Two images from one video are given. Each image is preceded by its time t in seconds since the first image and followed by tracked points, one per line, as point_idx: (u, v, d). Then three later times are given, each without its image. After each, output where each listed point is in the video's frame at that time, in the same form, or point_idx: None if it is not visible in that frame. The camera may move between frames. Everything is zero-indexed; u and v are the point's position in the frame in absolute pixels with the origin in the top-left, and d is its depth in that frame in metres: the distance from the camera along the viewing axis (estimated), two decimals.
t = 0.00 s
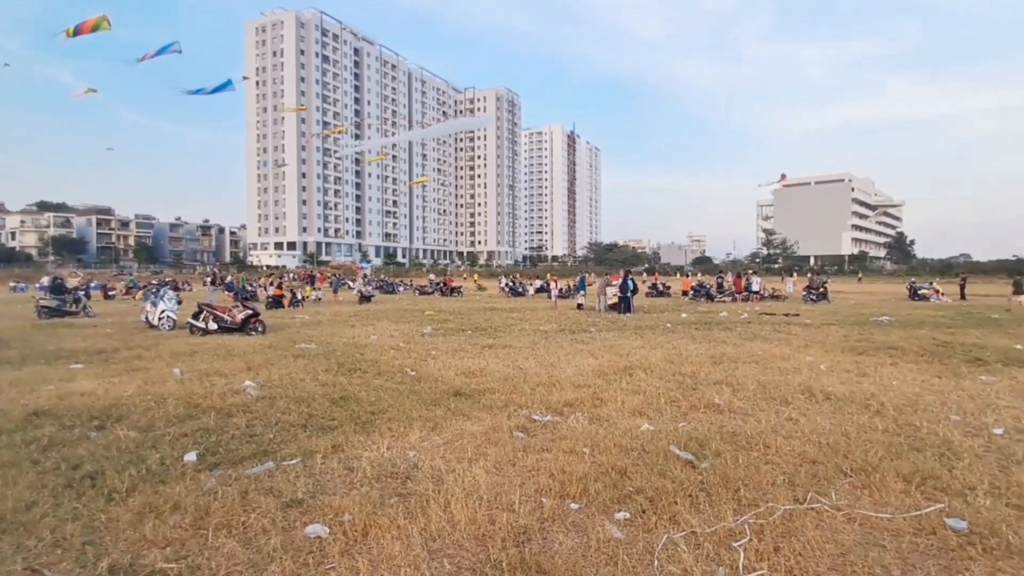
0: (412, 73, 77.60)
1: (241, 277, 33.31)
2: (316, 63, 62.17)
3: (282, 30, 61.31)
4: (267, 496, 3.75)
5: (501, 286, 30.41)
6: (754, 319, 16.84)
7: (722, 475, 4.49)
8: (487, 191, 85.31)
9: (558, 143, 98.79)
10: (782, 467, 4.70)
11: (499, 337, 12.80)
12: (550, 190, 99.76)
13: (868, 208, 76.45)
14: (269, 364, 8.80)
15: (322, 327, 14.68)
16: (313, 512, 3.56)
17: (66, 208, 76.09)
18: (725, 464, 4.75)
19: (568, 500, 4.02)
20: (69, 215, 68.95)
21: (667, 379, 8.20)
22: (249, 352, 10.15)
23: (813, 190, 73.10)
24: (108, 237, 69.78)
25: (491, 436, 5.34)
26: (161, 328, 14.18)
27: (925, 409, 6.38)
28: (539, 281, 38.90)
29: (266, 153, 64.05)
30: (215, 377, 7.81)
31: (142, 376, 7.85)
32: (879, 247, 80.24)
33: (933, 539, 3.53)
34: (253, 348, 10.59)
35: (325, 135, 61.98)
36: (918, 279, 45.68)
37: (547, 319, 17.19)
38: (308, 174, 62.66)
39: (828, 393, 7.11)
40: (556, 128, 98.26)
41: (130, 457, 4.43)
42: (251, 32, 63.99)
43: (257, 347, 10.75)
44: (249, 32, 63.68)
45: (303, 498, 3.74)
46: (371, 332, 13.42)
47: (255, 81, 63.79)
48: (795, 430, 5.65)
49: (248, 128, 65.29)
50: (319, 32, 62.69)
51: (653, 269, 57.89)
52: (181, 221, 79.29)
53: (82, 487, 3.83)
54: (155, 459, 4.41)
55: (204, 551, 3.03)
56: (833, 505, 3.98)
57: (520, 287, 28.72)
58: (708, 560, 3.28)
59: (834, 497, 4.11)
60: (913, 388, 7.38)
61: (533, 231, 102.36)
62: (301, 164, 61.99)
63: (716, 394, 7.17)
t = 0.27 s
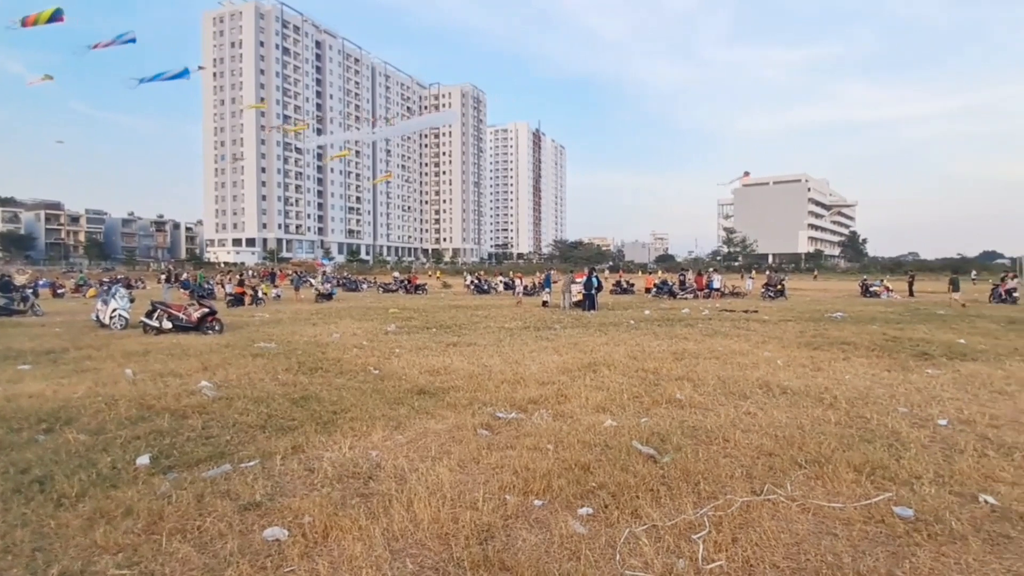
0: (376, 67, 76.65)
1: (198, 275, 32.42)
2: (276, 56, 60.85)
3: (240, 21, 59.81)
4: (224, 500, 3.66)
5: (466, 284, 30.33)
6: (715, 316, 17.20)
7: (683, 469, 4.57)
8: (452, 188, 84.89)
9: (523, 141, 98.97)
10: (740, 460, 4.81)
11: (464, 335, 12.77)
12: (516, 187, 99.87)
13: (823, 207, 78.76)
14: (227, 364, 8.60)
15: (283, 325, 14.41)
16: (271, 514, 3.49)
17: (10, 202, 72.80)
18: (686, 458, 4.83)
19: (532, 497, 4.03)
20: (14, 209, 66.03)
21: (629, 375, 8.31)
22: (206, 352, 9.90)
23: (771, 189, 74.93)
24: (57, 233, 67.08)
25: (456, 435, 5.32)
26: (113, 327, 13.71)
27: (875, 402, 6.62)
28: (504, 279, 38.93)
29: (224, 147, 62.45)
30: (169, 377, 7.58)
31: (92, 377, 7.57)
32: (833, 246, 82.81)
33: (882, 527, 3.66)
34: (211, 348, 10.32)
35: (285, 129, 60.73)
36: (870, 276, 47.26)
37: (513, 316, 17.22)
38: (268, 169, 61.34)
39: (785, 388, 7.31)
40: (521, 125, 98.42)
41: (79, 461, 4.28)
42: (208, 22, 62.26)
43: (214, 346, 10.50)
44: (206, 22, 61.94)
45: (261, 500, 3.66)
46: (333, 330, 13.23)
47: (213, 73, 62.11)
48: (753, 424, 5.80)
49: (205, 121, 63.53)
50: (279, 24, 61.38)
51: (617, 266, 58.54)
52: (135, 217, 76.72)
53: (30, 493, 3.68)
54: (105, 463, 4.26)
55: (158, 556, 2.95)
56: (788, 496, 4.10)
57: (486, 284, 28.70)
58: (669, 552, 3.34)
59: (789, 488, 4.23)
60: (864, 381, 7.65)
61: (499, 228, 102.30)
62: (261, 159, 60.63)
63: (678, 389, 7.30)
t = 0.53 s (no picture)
0: (341, 62, 75.57)
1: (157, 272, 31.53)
2: (237, 48, 59.47)
3: (200, 12, 58.29)
4: (184, 504, 3.58)
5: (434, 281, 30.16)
6: (680, 313, 17.46)
7: (647, 465, 4.63)
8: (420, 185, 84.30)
9: (491, 138, 98.88)
10: (703, 455, 4.90)
11: (431, 333, 12.70)
12: (484, 185, 99.70)
13: (784, 207, 80.68)
14: (187, 364, 8.38)
15: (245, 324, 14.11)
16: (231, 518, 3.43)
17: None
18: (650, 454, 4.90)
19: (498, 495, 4.04)
20: None
21: (596, 372, 8.38)
22: (163, 352, 9.63)
23: (734, 189, 76.44)
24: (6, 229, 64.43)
25: (422, 434, 5.29)
26: (66, 327, 13.24)
27: (833, 396, 6.82)
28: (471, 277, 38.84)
29: (183, 141, 60.80)
30: (125, 379, 7.35)
31: (43, 379, 7.28)
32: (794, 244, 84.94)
33: (837, 517, 3.78)
34: (169, 348, 10.04)
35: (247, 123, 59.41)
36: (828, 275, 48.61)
37: (480, 314, 17.18)
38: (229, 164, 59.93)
39: (746, 383, 7.47)
40: (489, 123, 98.26)
41: (31, 466, 4.12)
42: (166, 12, 60.50)
43: (172, 346, 10.23)
44: (164, 12, 60.19)
45: (220, 505, 3.58)
46: (297, 330, 13.01)
47: (172, 65, 60.40)
48: (715, 419, 5.91)
49: (163, 114, 61.72)
50: (241, 16, 59.98)
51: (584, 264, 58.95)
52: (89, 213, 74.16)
53: None
54: (59, 467, 4.12)
55: (115, 562, 2.87)
56: (749, 489, 4.19)
57: (454, 282, 28.58)
58: (633, 547, 3.38)
59: (750, 482, 4.32)
60: (822, 376, 7.88)
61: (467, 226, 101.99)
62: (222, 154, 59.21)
63: (643, 386, 7.39)
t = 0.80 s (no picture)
0: (301, 56, 74.16)
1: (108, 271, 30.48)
2: (193, 40, 57.78)
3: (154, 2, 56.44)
4: (135, 509, 3.47)
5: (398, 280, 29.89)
6: (642, 311, 17.70)
7: (609, 462, 4.68)
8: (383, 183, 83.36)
9: (455, 136, 98.48)
10: (663, 451, 4.98)
11: (393, 332, 12.58)
12: (448, 183, 99.24)
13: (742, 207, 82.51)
14: (139, 366, 8.12)
15: (201, 324, 13.75)
16: (184, 524, 3.33)
17: None
18: (612, 451, 4.95)
19: (461, 495, 4.03)
20: None
21: (559, 370, 8.43)
22: (114, 353, 9.31)
23: (695, 189, 77.83)
24: None
25: (383, 435, 5.24)
26: (11, 327, 12.69)
27: (788, 391, 7.02)
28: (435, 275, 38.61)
29: (136, 135, 58.80)
30: (73, 381, 7.08)
31: None
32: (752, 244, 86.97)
33: (791, 509, 3.89)
34: (120, 349, 9.72)
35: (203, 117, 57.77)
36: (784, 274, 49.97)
37: (444, 313, 17.10)
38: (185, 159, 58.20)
39: (705, 380, 7.62)
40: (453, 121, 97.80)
41: None
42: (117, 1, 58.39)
43: (124, 347, 9.90)
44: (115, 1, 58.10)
45: (174, 510, 3.48)
46: (256, 330, 12.74)
47: (124, 56, 58.34)
48: (676, 416, 6.01)
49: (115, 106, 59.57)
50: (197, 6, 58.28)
51: (549, 263, 59.24)
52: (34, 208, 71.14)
53: None
54: (1, 474, 3.94)
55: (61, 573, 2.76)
56: (707, 484, 4.27)
57: (418, 281, 28.38)
58: (594, 543, 3.42)
59: (708, 477, 4.41)
60: (779, 373, 8.09)
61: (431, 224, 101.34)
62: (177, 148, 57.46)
63: (606, 384, 7.47)
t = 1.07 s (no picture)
0: (250, 48, 72.11)
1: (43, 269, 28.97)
2: (136, 29, 55.48)
3: None
4: (71, 520, 3.31)
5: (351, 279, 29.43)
6: (597, 310, 17.92)
7: (563, 459, 4.71)
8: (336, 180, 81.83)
9: (411, 134, 97.56)
10: (616, 447, 5.04)
11: (346, 333, 12.37)
12: (403, 180, 98.21)
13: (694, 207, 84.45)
14: (76, 369, 7.74)
15: (143, 325, 13.23)
16: (124, 533, 3.20)
17: None
18: (565, 448, 4.99)
19: (413, 497, 3.99)
20: None
21: (515, 369, 8.44)
22: (48, 356, 8.86)
23: (649, 189, 79.23)
24: None
25: (335, 437, 5.14)
26: None
27: (736, 387, 7.22)
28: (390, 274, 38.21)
29: (73, 127, 56.11)
30: (4, 386, 6.70)
31: None
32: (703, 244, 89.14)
33: (738, 502, 3.99)
34: (55, 352, 9.25)
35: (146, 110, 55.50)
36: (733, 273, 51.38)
37: (399, 312, 16.90)
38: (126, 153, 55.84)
39: (658, 377, 7.76)
40: (409, 118, 96.86)
41: None
42: None
43: (60, 349, 9.43)
44: None
45: (113, 519, 3.34)
46: (202, 330, 12.33)
47: (60, 44, 55.58)
48: (629, 412, 6.11)
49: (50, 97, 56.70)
50: None
51: (505, 262, 59.35)
52: None
53: None
54: None
55: None
56: (658, 479, 4.35)
57: (372, 280, 28.00)
58: (548, 541, 3.43)
59: (659, 472, 4.49)
60: (728, 369, 8.30)
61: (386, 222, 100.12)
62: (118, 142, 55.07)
63: (561, 382, 7.52)
